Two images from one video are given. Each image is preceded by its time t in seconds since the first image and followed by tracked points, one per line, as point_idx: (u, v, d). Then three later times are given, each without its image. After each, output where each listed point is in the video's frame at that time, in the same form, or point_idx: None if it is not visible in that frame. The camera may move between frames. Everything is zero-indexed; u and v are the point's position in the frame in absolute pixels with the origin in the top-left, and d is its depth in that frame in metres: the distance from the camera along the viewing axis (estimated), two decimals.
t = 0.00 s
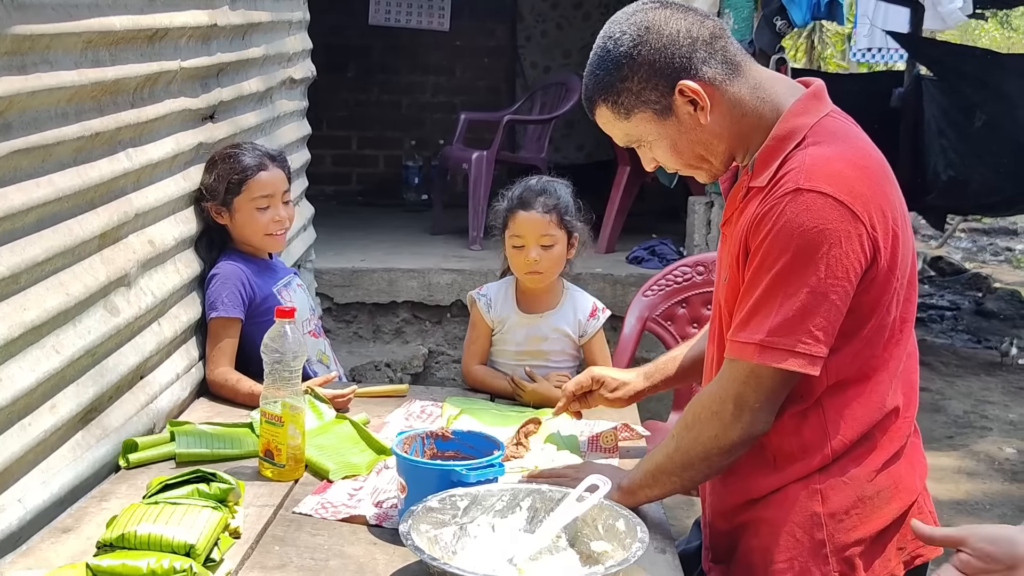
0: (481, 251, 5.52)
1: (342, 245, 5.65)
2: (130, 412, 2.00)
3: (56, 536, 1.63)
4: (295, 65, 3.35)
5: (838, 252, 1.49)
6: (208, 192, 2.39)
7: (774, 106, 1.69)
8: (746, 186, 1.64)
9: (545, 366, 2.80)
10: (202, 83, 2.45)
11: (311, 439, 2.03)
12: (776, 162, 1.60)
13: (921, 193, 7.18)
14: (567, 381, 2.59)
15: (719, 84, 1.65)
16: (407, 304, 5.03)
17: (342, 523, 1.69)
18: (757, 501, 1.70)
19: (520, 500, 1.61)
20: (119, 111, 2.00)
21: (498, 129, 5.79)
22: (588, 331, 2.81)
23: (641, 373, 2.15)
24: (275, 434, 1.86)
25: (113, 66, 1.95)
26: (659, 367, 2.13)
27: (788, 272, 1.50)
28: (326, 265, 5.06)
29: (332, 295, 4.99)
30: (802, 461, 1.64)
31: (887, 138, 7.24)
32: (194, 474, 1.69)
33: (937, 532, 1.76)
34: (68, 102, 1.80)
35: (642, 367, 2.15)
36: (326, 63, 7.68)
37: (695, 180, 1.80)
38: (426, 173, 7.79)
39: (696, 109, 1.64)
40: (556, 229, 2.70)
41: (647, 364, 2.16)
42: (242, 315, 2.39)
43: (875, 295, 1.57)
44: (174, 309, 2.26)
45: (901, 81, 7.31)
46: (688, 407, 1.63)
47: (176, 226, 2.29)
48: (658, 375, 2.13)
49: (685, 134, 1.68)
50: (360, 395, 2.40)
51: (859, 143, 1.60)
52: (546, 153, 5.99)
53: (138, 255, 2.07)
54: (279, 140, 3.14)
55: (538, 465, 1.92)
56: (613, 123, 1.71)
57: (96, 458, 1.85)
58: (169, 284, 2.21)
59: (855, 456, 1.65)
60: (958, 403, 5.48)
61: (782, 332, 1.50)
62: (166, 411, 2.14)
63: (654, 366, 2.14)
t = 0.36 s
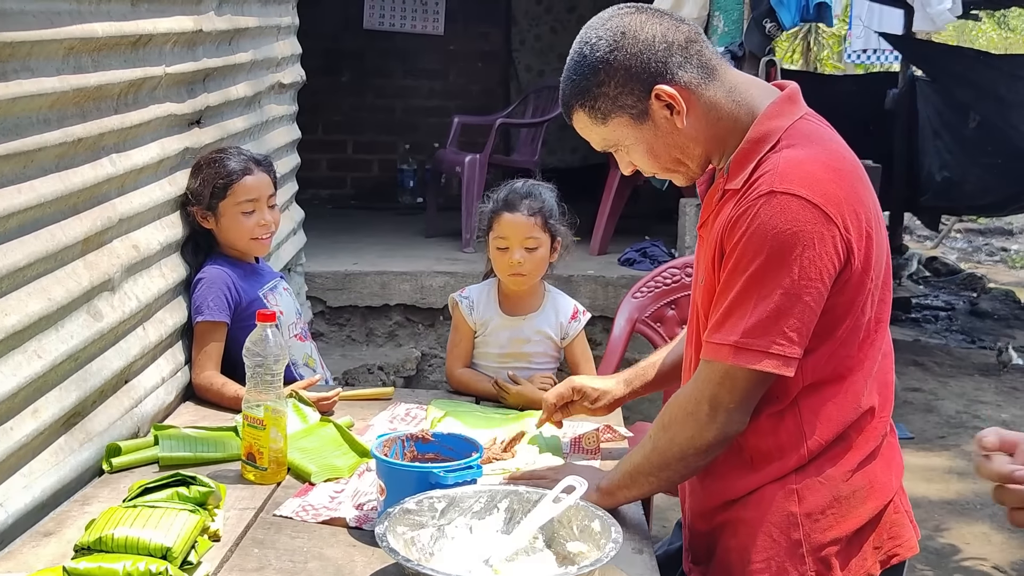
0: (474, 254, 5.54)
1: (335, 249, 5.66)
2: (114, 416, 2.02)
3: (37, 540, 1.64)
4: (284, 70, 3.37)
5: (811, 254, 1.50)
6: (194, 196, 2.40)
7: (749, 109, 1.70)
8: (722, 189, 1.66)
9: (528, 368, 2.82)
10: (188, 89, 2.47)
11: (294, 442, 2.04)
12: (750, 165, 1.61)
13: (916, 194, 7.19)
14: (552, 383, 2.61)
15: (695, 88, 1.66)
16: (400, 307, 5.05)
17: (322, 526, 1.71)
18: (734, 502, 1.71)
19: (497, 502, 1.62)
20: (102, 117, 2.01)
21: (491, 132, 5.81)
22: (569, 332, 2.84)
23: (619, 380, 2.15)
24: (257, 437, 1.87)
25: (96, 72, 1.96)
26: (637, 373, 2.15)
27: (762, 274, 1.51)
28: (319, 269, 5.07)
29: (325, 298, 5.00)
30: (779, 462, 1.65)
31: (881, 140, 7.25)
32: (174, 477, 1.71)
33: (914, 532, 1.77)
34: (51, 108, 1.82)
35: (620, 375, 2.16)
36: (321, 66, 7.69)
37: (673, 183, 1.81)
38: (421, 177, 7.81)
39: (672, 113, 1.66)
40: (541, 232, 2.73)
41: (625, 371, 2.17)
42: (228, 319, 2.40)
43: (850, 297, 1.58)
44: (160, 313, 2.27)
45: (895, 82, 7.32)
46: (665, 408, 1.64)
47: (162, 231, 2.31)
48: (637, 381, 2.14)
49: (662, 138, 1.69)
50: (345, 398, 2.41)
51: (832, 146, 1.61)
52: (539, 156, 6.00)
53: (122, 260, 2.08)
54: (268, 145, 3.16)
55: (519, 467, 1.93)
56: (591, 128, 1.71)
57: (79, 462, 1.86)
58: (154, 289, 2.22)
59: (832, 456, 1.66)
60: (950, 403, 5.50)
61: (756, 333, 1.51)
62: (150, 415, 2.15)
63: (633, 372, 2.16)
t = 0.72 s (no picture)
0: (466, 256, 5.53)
1: (327, 252, 5.65)
2: (92, 419, 2.00)
3: (10, 544, 1.63)
4: (271, 72, 3.36)
5: (785, 253, 1.49)
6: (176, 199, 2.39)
7: (726, 109, 1.69)
8: (699, 188, 1.64)
9: (513, 370, 2.81)
10: (169, 91, 2.46)
11: (274, 445, 2.03)
12: (727, 163, 1.60)
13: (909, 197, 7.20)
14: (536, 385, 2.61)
15: (672, 89, 1.65)
16: (391, 310, 5.04)
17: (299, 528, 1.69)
18: (713, 503, 1.70)
19: (474, 504, 1.61)
20: (79, 119, 2.00)
21: (483, 134, 5.81)
22: (554, 334, 2.83)
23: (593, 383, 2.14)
24: (235, 440, 1.86)
25: (72, 74, 1.95)
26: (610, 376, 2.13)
27: (737, 273, 1.50)
28: (310, 271, 5.06)
29: (315, 301, 5.00)
30: (757, 463, 1.64)
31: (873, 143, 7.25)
32: (148, 481, 1.71)
33: (895, 534, 1.76)
34: (25, 110, 1.80)
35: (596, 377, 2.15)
36: (314, 69, 7.68)
37: (652, 185, 1.80)
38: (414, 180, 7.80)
39: (650, 114, 1.65)
40: (527, 233, 2.72)
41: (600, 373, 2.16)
42: (209, 322, 2.38)
43: (827, 296, 1.57)
44: (140, 316, 2.26)
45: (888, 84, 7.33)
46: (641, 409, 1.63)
47: (142, 233, 2.29)
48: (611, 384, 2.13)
49: (641, 140, 1.68)
50: (328, 401, 2.40)
51: (808, 145, 1.61)
52: (531, 158, 5.99)
53: (101, 262, 2.07)
54: (254, 148, 3.15)
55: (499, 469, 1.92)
56: (568, 130, 1.70)
57: (55, 466, 1.85)
58: (133, 291, 2.21)
59: (810, 457, 1.65)
60: (943, 405, 5.50)
61: (731, 333, 1.50)
62: (129, 418, 2.14)
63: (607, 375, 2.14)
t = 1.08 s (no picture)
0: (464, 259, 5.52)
1: (324, 255, 5.64)
2: (88, 420, 2.00)
3: (4, 545, 1.62)
4: (267, 74, 3.36)
5: (782, 251, 1.49)
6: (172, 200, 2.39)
7: (721, 108, 1.69)
8: (695, 187, 1.64)
9: (512, 371, 2.80)
10: (165, 92, 2.45)
11: (271, 446, 2.02)
12: (723, 162, 1.60)
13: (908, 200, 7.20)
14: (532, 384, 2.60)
15: (666, 89, 1.65)
16: (389, 312, 5.03)
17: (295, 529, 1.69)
18: (713, 504, 1.69)
19: (471, 505, 1.60)
20: (74, 119, 1.99)
21: (481, 136, 5.80)
22: (553, 335, 2.82)
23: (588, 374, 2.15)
24: (231, 441, 1.85)
25: (67, 74, 1.95)
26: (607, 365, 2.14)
27: (735, 271, 1.49)
28: (307, 274, 5.05)
29: (313, 304, 5.00)
30: (756, 463, 1.63)
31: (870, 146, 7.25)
32: (143, 482, 1.71)
33: (895, 533, 1.76)
34: (20, 110, 1.80)
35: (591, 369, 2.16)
36: (311, 71, 7.67)
37: (646, 185, 1.80)
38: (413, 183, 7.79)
39: (644, 115, 1.64)
40: (518, 233, 2.71)
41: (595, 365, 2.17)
42: (206, 323, 2.37)
43: (825, 295, 1.57)
44: (136, 317, 2.25)
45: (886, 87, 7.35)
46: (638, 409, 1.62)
47: (138, 234, 2.29)
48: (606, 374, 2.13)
49: (636, 141, 1.68)
50: (325, 403, 2.39)
51: (804, 143, 1.60)
52: (530, 160, 5.99)
53: (96, 263, 2.06)
54: (250, 149, 3.15)
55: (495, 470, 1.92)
56: (563, 132, 1.70)
57: (51, 467, 1.84)
58: (129, 292, 2.20)
59: (809, 457, 1.64)
60: (942, 407, 5.49)
61: (729, 332, 1.50)
62: (126, 419, 2.13)
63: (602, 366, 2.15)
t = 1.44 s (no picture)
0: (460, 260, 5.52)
1: (320, 256, 5.62)
2: (79, 422, 1.99)
3: None
4: (261, 75, 3.35)
5: (772, 253, 1.48)
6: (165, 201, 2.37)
7: (710, 109, 1.68)
8: (686, 188, 1.63)
9: (505, 373, 2.80)
10: (158, 93, 2.45)
11: (263, 448, 2.01)
12: (714, 164, 1.59)
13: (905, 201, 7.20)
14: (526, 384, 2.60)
15: (655, 91, 1.64)
16: (384, 314, 5.02)
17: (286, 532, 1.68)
18: (704, 506, 1.69)
19: (462, 507, 1.59)
20: (65, 121, 1.99)
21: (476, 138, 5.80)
22: (549, 337, 2.81)
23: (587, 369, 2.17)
24: (223, 443, 1.85)
25: (57, 75, 1.94)
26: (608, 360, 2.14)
27: (726, 274, 1.49)
28: (303, 276, 5.05)
29: (309, 305, 4.99)
30: (748, 464, 1.63)
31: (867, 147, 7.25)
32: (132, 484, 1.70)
33: (886, 534, 1.76)
34: (9, 111, 1.79)
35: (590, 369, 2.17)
36: (308, 72, 7.66)
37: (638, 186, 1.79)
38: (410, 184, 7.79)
39: (632, 117, 1.64)
40: (514, 236, 2.70)
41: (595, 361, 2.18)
42: (198, 325, 2.37)
43: (816, 296, 1.56)
44: (128, 319, 2.25)
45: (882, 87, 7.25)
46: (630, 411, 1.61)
47: (131, 235, 2.28)
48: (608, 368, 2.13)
49: (625, 143, 1.68)
50: (318, 405, 2.39)
51: (795, 145, 1.60)
52: (526, 162, 5.98)
53: (88, 264, 2.06)
54: (244, 151, 3.14)
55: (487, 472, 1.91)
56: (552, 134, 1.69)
57: (40, 469, 1.83)
58: (121, 294, 2.20)
59: (801, 459, 1.64)
60: (939, 408, 5.50)
61: (719, 335, 1.49)
62: (117, 421, 2.12)
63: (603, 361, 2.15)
